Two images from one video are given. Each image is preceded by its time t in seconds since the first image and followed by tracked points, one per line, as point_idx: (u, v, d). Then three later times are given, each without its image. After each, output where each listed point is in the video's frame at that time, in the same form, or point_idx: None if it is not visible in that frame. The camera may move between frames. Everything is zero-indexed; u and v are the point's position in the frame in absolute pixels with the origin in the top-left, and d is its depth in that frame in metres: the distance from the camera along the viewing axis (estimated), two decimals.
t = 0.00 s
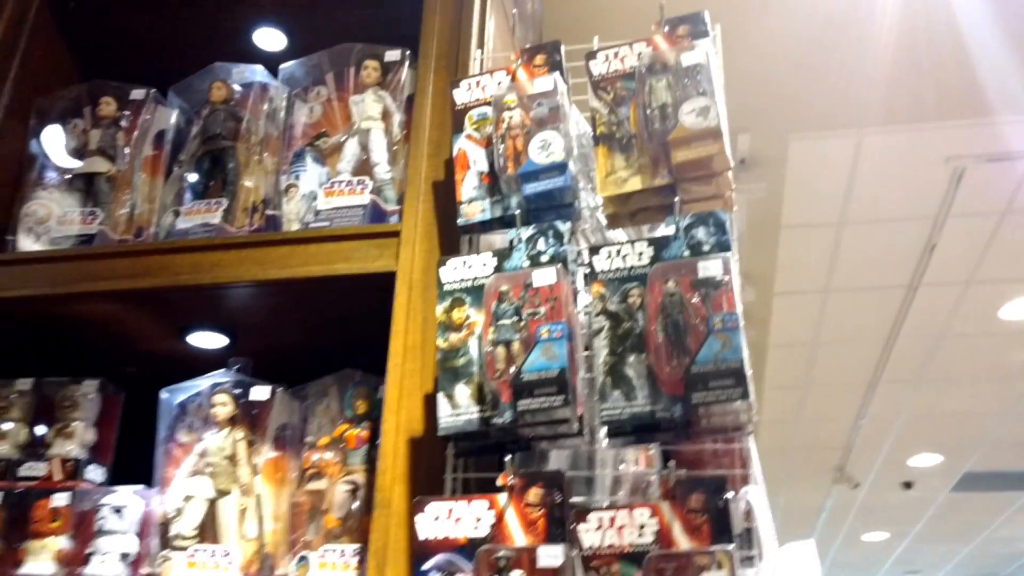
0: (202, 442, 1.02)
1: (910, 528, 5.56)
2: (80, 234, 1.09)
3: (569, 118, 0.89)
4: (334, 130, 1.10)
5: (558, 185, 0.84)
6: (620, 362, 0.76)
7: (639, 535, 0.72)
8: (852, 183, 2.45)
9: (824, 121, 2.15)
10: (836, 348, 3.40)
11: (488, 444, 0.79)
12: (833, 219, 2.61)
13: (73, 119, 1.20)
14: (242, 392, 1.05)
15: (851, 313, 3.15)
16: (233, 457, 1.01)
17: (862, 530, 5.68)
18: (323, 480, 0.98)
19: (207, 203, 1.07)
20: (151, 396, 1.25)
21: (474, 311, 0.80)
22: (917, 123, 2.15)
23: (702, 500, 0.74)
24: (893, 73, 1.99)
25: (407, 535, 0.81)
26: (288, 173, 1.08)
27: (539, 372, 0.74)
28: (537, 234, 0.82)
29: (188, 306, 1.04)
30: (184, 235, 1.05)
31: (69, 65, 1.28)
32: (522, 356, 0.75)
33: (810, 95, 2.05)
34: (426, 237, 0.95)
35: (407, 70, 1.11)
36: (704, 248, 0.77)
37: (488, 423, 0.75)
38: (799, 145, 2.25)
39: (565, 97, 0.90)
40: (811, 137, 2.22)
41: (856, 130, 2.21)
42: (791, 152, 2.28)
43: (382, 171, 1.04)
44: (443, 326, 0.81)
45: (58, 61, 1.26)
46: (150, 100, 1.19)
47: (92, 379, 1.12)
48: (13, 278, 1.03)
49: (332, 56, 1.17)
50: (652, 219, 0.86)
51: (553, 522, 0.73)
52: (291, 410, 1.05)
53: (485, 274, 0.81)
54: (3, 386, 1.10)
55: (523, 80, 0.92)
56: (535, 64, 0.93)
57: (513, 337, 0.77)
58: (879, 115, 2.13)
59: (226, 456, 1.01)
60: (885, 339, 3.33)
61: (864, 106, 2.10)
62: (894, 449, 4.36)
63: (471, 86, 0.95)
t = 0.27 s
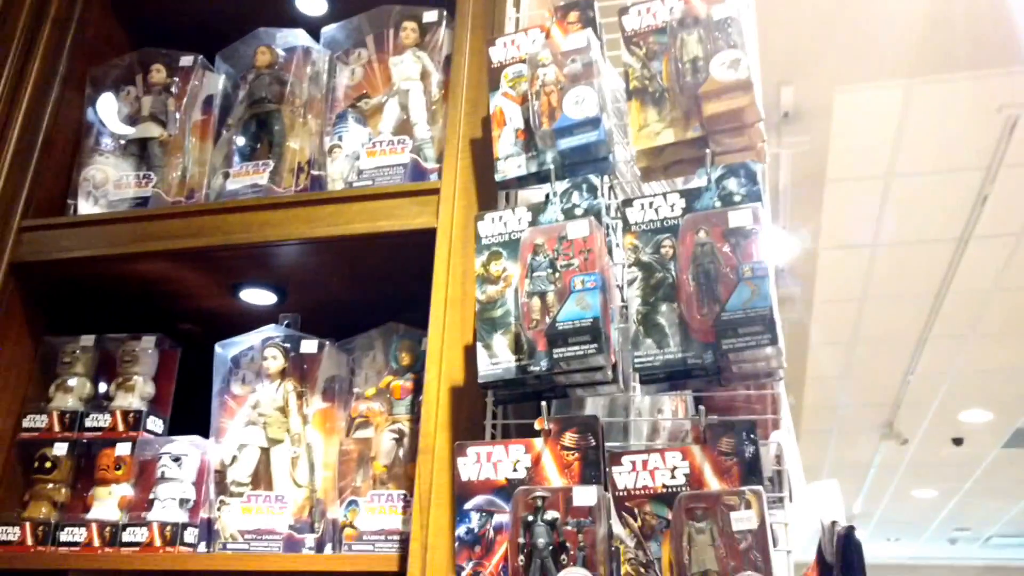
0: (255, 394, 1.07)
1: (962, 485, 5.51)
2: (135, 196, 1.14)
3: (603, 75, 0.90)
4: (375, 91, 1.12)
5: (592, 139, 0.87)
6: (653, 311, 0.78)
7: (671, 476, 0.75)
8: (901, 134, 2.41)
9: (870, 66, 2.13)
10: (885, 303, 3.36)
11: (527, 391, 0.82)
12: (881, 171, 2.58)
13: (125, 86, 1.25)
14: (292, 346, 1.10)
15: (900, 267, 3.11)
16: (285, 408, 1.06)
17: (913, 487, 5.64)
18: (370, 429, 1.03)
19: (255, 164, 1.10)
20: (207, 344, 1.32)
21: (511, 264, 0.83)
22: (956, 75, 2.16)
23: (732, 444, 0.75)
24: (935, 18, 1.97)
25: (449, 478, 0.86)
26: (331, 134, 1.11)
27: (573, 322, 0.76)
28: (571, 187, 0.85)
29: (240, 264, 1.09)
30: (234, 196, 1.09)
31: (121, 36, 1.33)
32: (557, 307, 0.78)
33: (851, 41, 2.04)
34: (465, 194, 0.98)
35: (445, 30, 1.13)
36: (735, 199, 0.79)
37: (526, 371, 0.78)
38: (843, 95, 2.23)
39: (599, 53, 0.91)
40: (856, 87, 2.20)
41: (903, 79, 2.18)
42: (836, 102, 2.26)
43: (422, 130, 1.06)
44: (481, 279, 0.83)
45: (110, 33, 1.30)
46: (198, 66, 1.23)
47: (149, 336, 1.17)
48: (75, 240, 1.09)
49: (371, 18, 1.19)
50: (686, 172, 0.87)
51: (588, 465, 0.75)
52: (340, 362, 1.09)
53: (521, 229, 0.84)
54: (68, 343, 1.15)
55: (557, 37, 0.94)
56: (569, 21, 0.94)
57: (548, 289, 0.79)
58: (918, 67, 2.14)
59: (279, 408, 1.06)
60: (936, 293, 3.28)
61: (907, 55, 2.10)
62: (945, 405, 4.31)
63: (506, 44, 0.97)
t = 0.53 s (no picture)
0: (278, 380, 1.10)
1: (974, 472, 5.51)
2: (160, 188, 1.17)
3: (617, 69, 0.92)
4: (393, 84, 1.15)
5: (607, 132, 0.89)
6: (667, 300, 0.81)
7: (685, 460, 0.77)
8: (912, 121, 2.42)
9: (882, 55, 2.14)
10: (896, 291, 3.37)
11: (545, 377, 0.84)
12: (893, 158, 2.59)
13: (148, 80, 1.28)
14: (313, 333, 1.12)
15: (911, 255, 3.12)
16: (307, 393, 1.09)
17: (924, 474, 5.65)
18: (390, 414, 1.06)
19: (276, 157, 1.13)
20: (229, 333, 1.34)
21: (529, 254, 0.85)
22: (968, 62, 2.17)
23: (744, 428, 0.78)
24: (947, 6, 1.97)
25: (469, 461, 0.88)
26: (351, 126, 1.14)
27: (590, 310, 0.79)
28: (587, 179, 0.87)
29: (262, 254, 1.12)
30: (256, 188, 1.12)
31: (144, 31, 1.36)
32: (574, 295, 0.80)
33: (862, 28, 2.04)
34: (483, 185, 1.00)
35: (462, 25, 1.15)
36: (747, 189, 0.82)
37: (543, 358, 0.81)
38: (855, 83, 2.24)
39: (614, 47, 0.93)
40: (867, 75, 2.21)
41: (914, 67, 2.19)
42: (848, 90, 2.27)
43: (440, 123, 1.08)
44: (500, 269, 0.86)
45: (134, 29, 1.33)
46: (220, 60, 1.25)
47: (175, 324, 1.20)
48: (103, 230, 1.12)
49: (389, 12, 1.21)
50: (698, 164, 0.89)
51: (604, 448, 0.78)
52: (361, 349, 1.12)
53: (538, 219, 0.86)
54: (96, 330, 1.19)
55: (573, 32, 0.95)
56: (584, 15, 0.96)
57: (565, 278, 0.82)
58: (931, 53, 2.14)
59: (301, 393, 1.09)
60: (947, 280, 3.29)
61: (918, 42, 2.10)
62: (957, 392, 4.32)
63: (522, 38, 0.99)
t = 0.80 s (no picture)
0: (289, 378, 1.12)
1: (960, 462, 5.58)
2: (168, 190, 1.17)
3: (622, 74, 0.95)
4: (399, 87, 1.17)
5: (614, 136, 0.91)
6: (675, 300, 0.83)
7: (694, 455, 0.80)
8: (902, 117, 2.45)
9: (872, 52, 2.16)
10: (885, 284, 3.41)
11: (555, 375, 0.86)
12: (882, 154, 2.62)
13: (154, 81, 1.30)
14: (323, 332, 1.15)
15: (899, 249, 3.16)
16: (317, 391, 1.11)
17: (911, 465, 5.72)
18: (399, 412, 1.08)
19: (285, 158, 1.15)
20: (235, 328, 1.37)
21: (539, 256, 0.87)
22: (958, 60, 2.20)
23: (751, 424, 0.81)
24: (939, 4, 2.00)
25: (481, 458, 0.90)
26: (358, 129, 1.15)
27: (600, 310, 0.81)
28: (595, 183, 0.89)
29: (271, 254, 1.13)
30: (265, 189, 1.13)
31: (149, 33, 1.37)
32: (585, 296, 0.83)
33: (855, 25, 2.07)
34: (490, 187, 1.02)
35: (467, 28, 1.17)
36: (752, 193, 0.83)
37: (555, 357, 0.83)
38: (846, 80, 2.27)
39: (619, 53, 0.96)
40: (858, 72, 2.24)
41: (904, 64, 2.22)
42: (839, 88, 2.30)
43: (446, 125, 1.11)
44: (510, 270, 0.88)
45: (139, 30, 1.34)
46: (226, 62, 1.27)
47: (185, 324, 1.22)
48: (113, 231, 1.14)
49: (394, 15, 1.23)
50: (702, 167, 0.91)
51: (615, 445, 0.81)
52: (369, 348, 1.14)
53: (547, 222, 0.88)
54: (106, 330, 1.20)
55: (578, 38, 0.98)
56: (590, 22, 0.98)
57: (575, 280, 0.84)
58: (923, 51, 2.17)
59: (311, 391, 1.11)
60: (934, 273, 3.33)
61: (908, 40, 2.13)
62: (943, 383, 4.37)
63: (529, 44, 1.01)
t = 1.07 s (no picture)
0: (300, 367, 1.14)
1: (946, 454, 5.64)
2: (179, 180, 1.18)
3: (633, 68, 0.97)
4: (409, 79, 1.18)
5: (625, 129, 0.93)
6: (686, 290, 0.85)
7: (704, 441, 0.82)
8: (895, 112, 2.48)
9: (867, 48, 2.19)
10: (876, 277, 3.45)
11: (567, 364, 0.88)
12: (875, 148, 2.65)
13: (162, 73, 1.31)
14: (333, 321, 1.16)
15: (890, 242, 3.19)
16: (328, 379, 1.12)
17: (898, 456, 5.78)
18: (410, 400, 1.09)
19: (296, 149, 1.16)
20: (242, 317, 1.38)
21: (553, 246, 0.89)
22: (952, 56, 2.23)
23: (761, 412, 0.83)
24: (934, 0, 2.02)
25: (493, 444, 0.92)
26: (369, 121, 1.16)
27: (614, 300, 0.84)
28: (607, 175, 0.91)
29: (282, 245, 1.15)
30: (277, 180, 1.15)
31: (157, 25, 1.38)
32: (598, 286, 0.85)
33: (851, 21, 2.09)
34: (501, 179, 1.03)
35: (477, 22, 1.18)
36: (761, 186, 0.85)
37: (568, 345, 0.85)
38: (841, 75, 2.29)
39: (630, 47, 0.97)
40: (853, 67, 2.26)
41: (899, 59, 2.24)
42: (834, 83, 2.33)
43: (457, 117, 1.12)
44: (524, 260, 0.90)
45: (147, 22, 1.35)
46: (236, 54, 1.28)
47: (196, 313, 1.23)
48: (124, 221, 1.15)
49: (404, 9, 1.25)
50: (711, 159, 0.94)
51: (627, 431, 0.83)
52: (379, 337, 1.16)
53: (561, 213, 0.90)
54: (117, 319, 1.22)
55: (589, 32, 1.00)
56: (600, 17, 1.00)
57: (588, 270, 0.86)
58: (918, 47, 2.19)
59: (322, 378, 1.12)
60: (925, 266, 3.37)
61: (904, 36, 2.16)
62: (932, 376, 4.42)
63: (540, 38, 1.03)
